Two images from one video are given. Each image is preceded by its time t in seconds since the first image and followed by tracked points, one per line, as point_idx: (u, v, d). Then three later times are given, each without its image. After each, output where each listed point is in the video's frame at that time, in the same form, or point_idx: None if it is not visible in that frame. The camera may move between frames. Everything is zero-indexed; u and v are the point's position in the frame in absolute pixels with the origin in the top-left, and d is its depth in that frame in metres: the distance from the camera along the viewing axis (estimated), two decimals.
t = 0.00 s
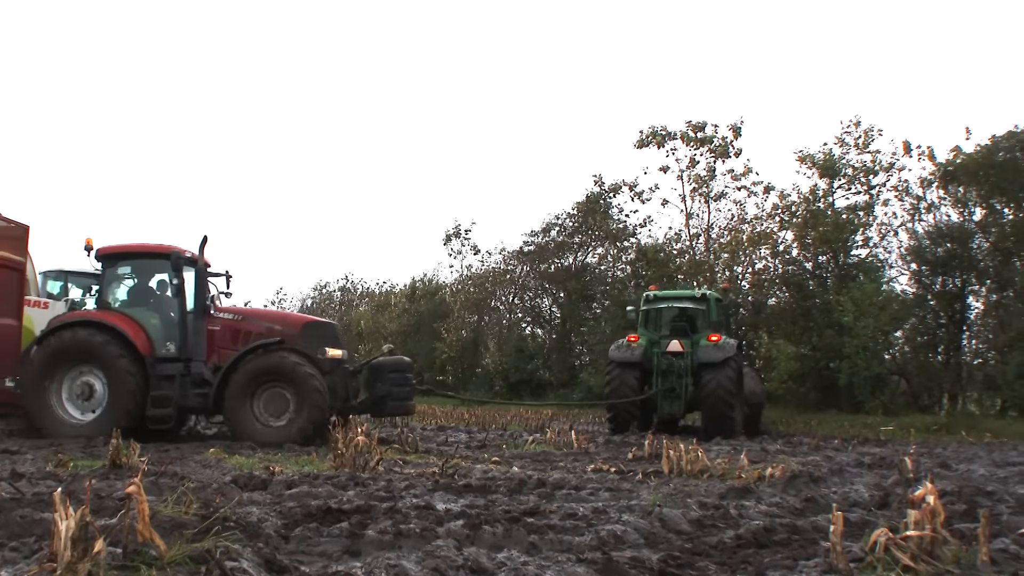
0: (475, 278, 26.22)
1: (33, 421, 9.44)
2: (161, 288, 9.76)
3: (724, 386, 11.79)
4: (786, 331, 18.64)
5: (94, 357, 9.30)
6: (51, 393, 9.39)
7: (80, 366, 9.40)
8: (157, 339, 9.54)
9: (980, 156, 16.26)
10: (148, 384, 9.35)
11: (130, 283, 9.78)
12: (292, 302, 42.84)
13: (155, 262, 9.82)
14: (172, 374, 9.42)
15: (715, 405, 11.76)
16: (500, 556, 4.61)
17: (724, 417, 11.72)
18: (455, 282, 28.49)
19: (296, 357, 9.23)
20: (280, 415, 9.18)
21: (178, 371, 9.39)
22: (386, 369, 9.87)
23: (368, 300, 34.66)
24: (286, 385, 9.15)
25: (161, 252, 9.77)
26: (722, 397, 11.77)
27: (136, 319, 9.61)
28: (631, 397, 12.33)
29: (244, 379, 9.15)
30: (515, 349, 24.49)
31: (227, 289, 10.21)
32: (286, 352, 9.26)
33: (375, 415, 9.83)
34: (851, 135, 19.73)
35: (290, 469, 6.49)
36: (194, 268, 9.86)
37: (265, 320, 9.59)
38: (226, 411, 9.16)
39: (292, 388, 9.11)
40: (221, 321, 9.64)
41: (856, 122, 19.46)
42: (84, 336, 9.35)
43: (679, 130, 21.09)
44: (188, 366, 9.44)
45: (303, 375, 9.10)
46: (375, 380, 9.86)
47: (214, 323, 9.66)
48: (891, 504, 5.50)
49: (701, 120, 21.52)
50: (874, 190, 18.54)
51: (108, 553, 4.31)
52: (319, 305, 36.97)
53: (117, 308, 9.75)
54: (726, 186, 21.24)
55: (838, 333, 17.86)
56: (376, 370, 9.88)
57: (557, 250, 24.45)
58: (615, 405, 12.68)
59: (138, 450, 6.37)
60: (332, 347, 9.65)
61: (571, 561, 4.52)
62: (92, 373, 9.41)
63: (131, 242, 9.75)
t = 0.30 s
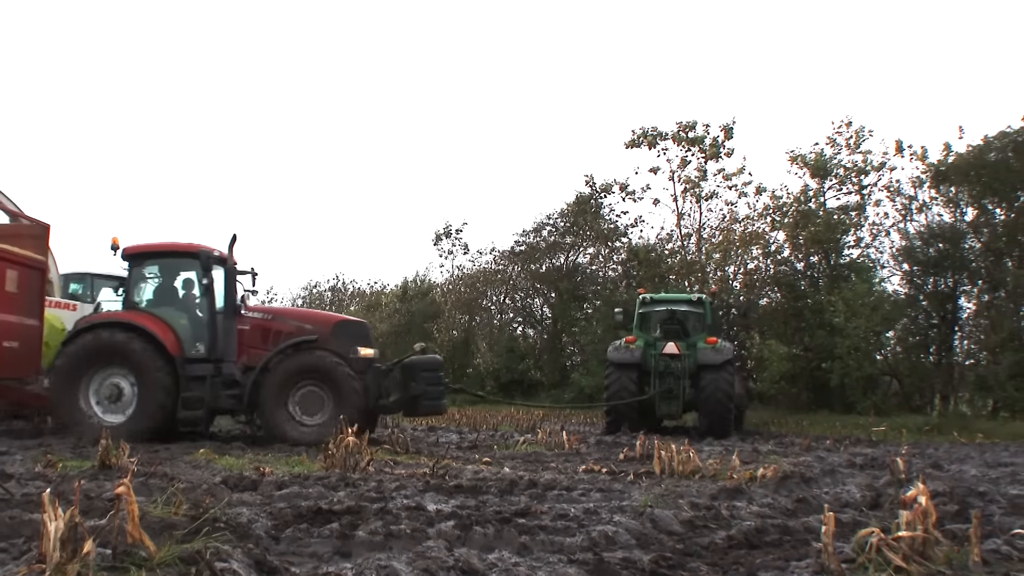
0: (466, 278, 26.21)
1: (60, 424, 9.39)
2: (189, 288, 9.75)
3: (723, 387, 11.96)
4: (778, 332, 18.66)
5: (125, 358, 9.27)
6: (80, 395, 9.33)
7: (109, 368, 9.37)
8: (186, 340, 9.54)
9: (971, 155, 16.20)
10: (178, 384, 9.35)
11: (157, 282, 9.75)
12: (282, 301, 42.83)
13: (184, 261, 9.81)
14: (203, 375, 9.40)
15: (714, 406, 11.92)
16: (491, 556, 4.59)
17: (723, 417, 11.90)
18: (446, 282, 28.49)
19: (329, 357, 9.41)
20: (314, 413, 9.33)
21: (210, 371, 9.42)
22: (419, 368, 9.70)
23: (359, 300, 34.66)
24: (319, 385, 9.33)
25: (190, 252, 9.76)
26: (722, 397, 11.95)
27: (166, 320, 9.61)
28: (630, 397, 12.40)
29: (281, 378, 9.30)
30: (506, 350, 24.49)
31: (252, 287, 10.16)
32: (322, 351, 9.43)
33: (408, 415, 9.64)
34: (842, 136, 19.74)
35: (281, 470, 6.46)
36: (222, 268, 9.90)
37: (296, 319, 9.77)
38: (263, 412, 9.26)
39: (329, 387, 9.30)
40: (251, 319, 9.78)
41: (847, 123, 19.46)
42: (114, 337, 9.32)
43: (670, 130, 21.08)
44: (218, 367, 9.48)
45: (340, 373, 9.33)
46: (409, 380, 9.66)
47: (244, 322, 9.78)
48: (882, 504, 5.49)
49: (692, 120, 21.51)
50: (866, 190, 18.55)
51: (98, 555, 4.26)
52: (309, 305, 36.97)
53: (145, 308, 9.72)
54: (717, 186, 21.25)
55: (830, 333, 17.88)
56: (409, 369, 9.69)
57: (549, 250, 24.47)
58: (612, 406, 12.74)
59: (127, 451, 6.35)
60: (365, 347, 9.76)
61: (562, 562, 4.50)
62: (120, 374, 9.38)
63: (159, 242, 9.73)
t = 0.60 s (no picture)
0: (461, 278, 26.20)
1: (94, 424, 9.26)
2: (225, 287, 9.76)
3: (724, 387, 12.08)
4: (774, 332, 18.65)
5: (162, 357, 9.14)
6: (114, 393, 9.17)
7: (145, 367, 9.24)
8: (223, 339, 9.48)
9: (967, 155, 16.22)
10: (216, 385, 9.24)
11: (191, 282, 9.73)
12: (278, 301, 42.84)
13: (218, 261, 9.83)
14: (241, 375, 9.30)
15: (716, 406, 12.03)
16: (487, 557, 4.56)
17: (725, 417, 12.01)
18: (441, 282, 28.47)
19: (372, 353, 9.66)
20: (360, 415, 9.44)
21: (249, 371, 9.34)
22: (459, 369, 10.05)
23: (354, 300, 34.63)
24: (366, 387, 9.51)
25: (224, 252, 9.79)
26: (723, 397, 12.05)
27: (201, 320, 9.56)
28: (631, 398, 12.43)
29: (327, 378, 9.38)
30: (502, 350, 24.47)
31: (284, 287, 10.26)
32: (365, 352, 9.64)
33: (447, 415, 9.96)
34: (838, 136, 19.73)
35: (274, 471, 6.45)
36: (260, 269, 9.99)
37: (335, 320, 9.96)
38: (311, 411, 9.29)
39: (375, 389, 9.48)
40: (289, 319, 9.90)
41: (843, 122, 19.45)
42: (153, 335, 9.20)
43: (666, 129, 21.06)
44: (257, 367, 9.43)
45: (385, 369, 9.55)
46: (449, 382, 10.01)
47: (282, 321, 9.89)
48: (879, 504, 5.49)
49: (688, 119, 21.49)
50: (861, 189, 18.54)
51: (92, 556, 4.22)
52: (305, 303, 36.93)
53: (179, 308, 9.66)
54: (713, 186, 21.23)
55: (826, 333, 17.89)
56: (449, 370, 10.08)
57: (544, 250, 24.49)
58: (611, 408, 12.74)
59: (121, 452, 6.34)
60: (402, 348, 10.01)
61: (557, 563, 4.48)
62: (156, 374, 9.24)
63: (193, 241, 9.75)
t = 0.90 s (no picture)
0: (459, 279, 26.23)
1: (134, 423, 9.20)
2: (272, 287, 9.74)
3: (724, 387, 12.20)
4: (773, 332, 18.62)
5: (210, 358, 9.11)
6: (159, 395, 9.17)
7: (191, 367, 9.22)
8: (271, 340, 9.48)
9: (966, 155, 16.22)
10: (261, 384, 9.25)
11: (234, 280, 9.67)
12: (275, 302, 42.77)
13: (259, 259, 9.78)
14: (288, 377, 9.35)
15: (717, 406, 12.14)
16: (485, 558, 4.54)
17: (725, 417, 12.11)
18: (439, 282, 28.44)
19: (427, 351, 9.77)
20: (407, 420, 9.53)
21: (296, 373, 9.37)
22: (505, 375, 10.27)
23: (351, 299, 34.57)
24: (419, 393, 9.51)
25: (266, 250, 9.73)
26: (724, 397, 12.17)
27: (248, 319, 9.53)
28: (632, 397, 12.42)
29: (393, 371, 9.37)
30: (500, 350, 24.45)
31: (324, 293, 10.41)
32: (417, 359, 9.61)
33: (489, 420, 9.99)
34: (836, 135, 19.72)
35: (272, 471, 6.44)
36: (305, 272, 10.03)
37: (381, 323, 10.08)
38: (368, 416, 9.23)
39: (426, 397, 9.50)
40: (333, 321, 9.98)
41: (842, 122, 19.43)
42: (201, 336, 9.17)
43: (664, 129, 21.04)
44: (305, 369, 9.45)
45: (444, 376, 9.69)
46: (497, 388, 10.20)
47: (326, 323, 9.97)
48: (878, 505, 5.47)
49: (687, 119, 21.48)
50: (860, 189, 18.54)
51: (88, 557, 4.18)
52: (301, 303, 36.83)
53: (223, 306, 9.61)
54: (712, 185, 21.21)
55: (825, 333, 17.89)
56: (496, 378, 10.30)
57: (542, 250, 24.50)
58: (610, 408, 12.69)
59: (117, 452, 6.33)
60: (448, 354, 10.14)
61: (555, 563, 4.47)
62: (201, 374, 9.23)
63: (234, 239, 9.68)
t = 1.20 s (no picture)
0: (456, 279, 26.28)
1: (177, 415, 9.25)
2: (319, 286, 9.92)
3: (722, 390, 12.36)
4: (771, 332, 18.65)
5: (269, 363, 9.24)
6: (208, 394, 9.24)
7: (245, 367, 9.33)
8: (319, 340, 9.67)
9: (965, 154, 16.21)
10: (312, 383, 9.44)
11: (282, 278, 9.83)
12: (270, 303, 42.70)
13: (306, 258, 9.97)
14: (338, 377, 9.59)
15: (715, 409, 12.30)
16: (482, 559, 4.52)
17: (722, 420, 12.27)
18: (436, 282, 28.42)
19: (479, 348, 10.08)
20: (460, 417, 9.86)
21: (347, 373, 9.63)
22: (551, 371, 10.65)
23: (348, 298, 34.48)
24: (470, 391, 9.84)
25: (315, 250, 9.91)
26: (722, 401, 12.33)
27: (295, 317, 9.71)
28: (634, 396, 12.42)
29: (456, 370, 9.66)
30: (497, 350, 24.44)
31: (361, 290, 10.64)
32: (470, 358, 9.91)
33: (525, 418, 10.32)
34: (836, 135, 19.68)
35: (269, 471, 6.45)
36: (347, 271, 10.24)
37: (426, 322, 10.25)
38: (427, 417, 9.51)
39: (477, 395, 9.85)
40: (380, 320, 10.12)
41: (840, 121, 19.41)
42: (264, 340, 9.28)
43: (663, 128, 21.03)
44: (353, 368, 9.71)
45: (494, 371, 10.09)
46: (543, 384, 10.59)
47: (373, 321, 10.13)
48: (876, 505, 5.46)
49: (685, 118, 21.47)
50: (859, 189, 18.53)
51: (84, 558, 4.15)
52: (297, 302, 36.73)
53: (271, 303, 9.76)
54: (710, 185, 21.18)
55: (822, 333, 17.91)
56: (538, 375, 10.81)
57: (540, 249, 24.54)
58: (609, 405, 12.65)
59: (113, 453, 6.33)
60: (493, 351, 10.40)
61: (553, 564, 4.45)
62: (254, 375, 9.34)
63: (283, 238, 9.83)
